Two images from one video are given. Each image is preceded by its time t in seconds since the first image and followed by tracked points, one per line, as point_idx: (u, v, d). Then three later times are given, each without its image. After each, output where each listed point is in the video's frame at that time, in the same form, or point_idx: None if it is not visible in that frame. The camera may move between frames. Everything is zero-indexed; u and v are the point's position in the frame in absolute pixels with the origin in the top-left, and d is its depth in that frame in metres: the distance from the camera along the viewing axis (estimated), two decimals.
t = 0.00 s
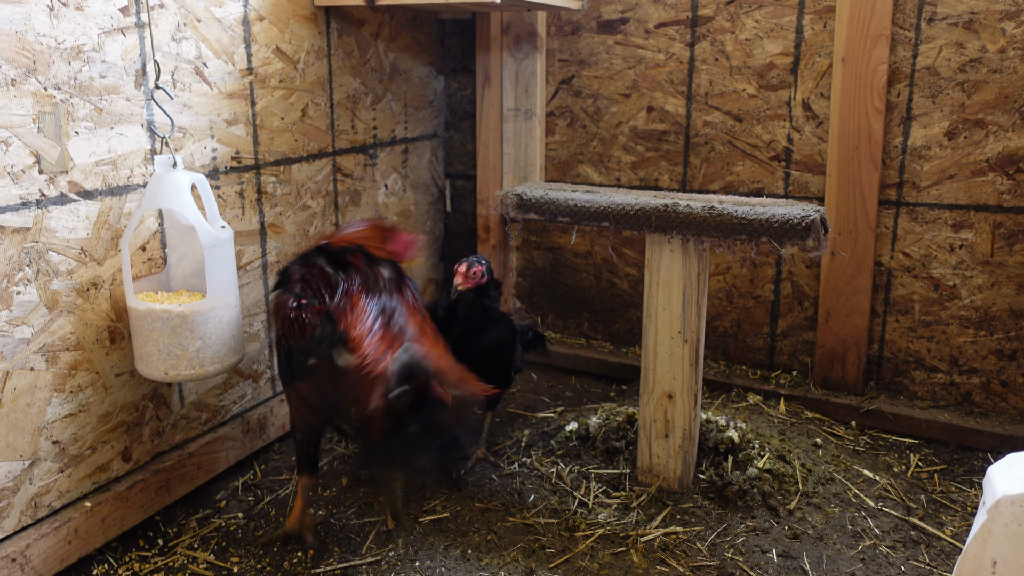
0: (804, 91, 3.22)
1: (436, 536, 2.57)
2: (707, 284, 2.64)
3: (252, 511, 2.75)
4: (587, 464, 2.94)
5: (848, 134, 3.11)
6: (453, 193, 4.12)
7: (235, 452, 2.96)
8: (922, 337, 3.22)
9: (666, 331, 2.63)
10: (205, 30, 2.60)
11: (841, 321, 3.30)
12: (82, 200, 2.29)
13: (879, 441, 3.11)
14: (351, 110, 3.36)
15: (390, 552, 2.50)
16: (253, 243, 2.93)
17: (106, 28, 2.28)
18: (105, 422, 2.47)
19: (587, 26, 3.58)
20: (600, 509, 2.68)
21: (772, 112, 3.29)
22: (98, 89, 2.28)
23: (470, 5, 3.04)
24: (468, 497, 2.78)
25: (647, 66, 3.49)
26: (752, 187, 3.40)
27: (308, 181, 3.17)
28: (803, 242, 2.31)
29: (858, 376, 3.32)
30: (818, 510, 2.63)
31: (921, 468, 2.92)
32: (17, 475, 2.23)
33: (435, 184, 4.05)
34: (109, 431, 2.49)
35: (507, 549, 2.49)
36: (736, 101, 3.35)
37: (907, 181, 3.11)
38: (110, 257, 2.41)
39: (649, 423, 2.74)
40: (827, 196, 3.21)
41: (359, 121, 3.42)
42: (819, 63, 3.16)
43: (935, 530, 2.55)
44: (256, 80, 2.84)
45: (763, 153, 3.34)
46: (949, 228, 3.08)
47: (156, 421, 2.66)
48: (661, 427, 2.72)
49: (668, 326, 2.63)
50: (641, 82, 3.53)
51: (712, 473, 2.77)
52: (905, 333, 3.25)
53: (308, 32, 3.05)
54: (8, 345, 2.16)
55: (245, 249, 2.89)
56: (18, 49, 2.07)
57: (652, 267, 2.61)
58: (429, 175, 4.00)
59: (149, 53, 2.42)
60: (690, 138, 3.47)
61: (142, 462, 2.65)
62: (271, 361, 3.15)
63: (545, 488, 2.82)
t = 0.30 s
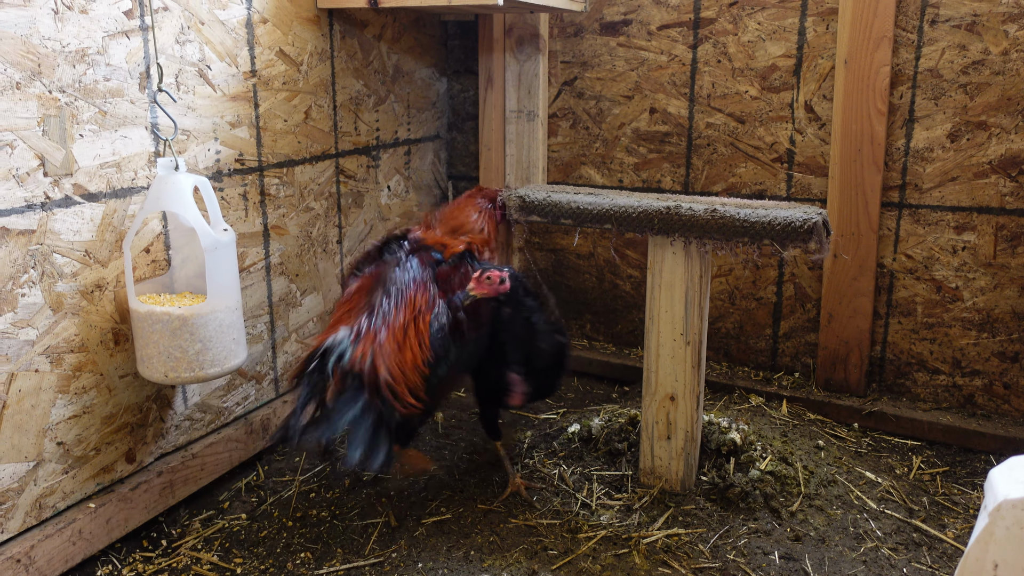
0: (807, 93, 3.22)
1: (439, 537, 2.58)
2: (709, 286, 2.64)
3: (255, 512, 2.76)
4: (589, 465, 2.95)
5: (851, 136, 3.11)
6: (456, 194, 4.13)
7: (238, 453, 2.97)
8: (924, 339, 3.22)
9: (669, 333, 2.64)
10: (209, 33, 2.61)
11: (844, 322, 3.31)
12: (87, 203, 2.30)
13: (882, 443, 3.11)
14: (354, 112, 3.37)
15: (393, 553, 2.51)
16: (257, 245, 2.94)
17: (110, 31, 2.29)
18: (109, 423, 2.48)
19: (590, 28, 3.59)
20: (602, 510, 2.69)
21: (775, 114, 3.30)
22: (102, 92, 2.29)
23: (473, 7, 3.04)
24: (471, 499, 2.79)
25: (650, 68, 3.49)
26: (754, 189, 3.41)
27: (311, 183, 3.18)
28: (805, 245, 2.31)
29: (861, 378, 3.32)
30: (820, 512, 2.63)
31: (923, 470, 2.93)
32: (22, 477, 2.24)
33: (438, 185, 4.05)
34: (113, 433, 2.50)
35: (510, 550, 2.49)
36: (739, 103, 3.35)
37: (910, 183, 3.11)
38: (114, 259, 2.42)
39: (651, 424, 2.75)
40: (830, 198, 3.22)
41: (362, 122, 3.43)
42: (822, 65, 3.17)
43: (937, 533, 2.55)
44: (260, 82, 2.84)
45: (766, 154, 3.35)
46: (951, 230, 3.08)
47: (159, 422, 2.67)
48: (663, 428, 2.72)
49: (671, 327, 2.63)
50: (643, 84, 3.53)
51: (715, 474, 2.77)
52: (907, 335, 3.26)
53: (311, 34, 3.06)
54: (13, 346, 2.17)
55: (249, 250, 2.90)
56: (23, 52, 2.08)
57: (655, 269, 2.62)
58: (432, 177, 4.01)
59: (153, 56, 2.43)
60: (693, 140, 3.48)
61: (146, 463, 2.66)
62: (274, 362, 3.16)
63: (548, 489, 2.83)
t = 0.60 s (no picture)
0: (807, 96, 3.23)
1: (441, 538, 2.59)
2: (710, 288, 2.65)
3: (258, 513, 2.78)
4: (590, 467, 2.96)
5: (851, 139, 3.12)
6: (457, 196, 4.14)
7: (241, 454, 2.99)
8: (924, 341, 3.23)
9: (669, 335, 2.65)
10: (212, 37, 2.62)
11: (844, 325, 3.31)
12: (91, 206, 2.32)
13: (882, 445, 3.12)
14: (356, 115, 3.38)
15: (395, 554, 2.52)
16: (259, 247, 2.95)
17: (114, 36, 2.31)
18: (113, 424, 2.49)
19: (591, 30, 3.60)
20: (603, 511, 2.70)
21: (775, 116, 3.31)
22: (107, 96, 2.31)
23: (475, 11, 3.05)
24: (473, 499, 2.80)
25: (651, 70, 3.51)
26: (755, 191, 3.42)
27: (314, 186, 3.19)
28: (805, 248, 2.31)
29: (861, 380, 3.33)
30: (820, 514, 2.65)
31: (924, 472, 2.93)
32: (27, 478, 2.26)
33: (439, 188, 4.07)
34: (117, 434, 2.52)
35: (511, 552, 2.50)
36: (740, 105, 3.36)
37: (911, 186, 3.11)
38: (117, 262, 2.43)
39: (652, 426, 2.76)
40: (830, 201, 3.22)
41: (364, 125, 3.45)
42: (823, 68, 3.17)
43: (937, 535, 2.56)
44: (263, 86, 2.86)
45: (767, 157, 3.36)
46: (952, 233, 3.09)
47: (163, 424, 2.69)
48: (664, 430, 2.73)
49: (671, 330, 2.64)
50: (645, 86, 3.54)
51: (715, 476, 2.79)
52: (907, 338, 3.26)
53: (313, 37, 3.07)
54: (18, 348, 2.18)
55: (251, 253, 2.92)
56: (28, 56, 2.09)
57: (656, 272, 2.63)
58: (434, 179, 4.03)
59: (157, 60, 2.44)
60: (694, 142, 3.49)
61: (150, 464, 2.67)
62: (277, 364, 3.17)
63: (550, 491, 2.84)
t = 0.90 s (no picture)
0: (809, 97, 3.23)
1: (442, 538, 2.60)
2: (711, 290, 2.65)
3: (260, 513, 2.79)
4: (591, 467, 2.97)
5: (853, 139, 3.12)
6: (459, 197, 4.15)
7: (244, 454, 3.00)
8: (926, 342, 3.23)
9: (670, 336, 2.66)
10: (215, 38, 2.63)
11: (846, 326, 3.32)
12: (94, 207, 2.33)
13: (883, 446, 3.12)
14: (358, 115, 3.39)
15: (397, 554, 2.53)
16: (262, 248, 2.96)
17: (118, 37, 2.32)
18: (116, 424, 2.50)
19: (593, 31, 3.60)
20: (605, 512, 2.71)
21: (777, 117, 3.31)
22: (110, 97, 2.32)
23: (478, 12, 3.06)
24: (475, 500, 2.81)
25: (653, 71, 3.51)
26: (757, 192, 3.42)
27: (316, 186, 3.20)
28: (806, 249, 2.32)
29: (863, 382, 3.33)
30: (821, 515, 2.65)
31: (925, 473, 2.94)
32: (31, 477, 2.27)
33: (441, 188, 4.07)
34: (120, 434, 2.53)
35: (513, 552, 2.51)
36: (741, 107, 3.37)
37: (912, 187, 3.12)
38: (120, 263, 2.44)
39: (653, 427, 2.76)
40: (832, 202, 3.23)
41: (366, 126, 3.45)
42: (824, 69, 3.18)
43: (938, 536, 2.56)
44: (265, 87, 2.87)
45: (768, 158, 3.36)
46: (953, 234, 3.09)
47: (166, 424, 2.70)
48: (665, 431, 2.74)
49: (673, 331, 2.65)
50: (646, 87, 3.54)
51: (716, 477, 2.79)
52: (909, 339, 3.27)
53: (316, 38, 3.08)
54: (22, 349, 2.19)
55: (254, 253, 2.93)
56: (33, 58, 2.10)
57: (657, 273, 2.64)
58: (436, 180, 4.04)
59: (160, 61, 2.45)
60: (696, 143, 3.49)
61: (153, 464, 2.68)
62: (279, 364, 3.18)
63: (552, 491, 2.85)
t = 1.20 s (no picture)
0: (812, 98, 3.23)
1: (446, 539, 2.61)
2: (715, 292, 2.66)
3: (265, 514, 2.80)
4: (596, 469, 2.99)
5: (857, 141, 3.13)
6: (463, 198, 4.16)
7: (248, 455, 3.01)
8: (929, 344, 3.24)
9: (674, 338, 2.66)
10: (220, 41, 2.64)
11: (849, 327, 3.32)
12: (100, 209, 2.34)
13: (887, 448, 3.13)
14: (362, 117, 3.40)
15: (401, 555, 2.54)
16: (266, 250, 2.97)
17: (124, 41, 2.33)
18: (121, 425, 2.51)
19: (597, 33, 3.61)
20: (609, 513, 2.72)
21: (780, 119, 3.31)
22: (116, 100, 2.33)
23: (481, 14, 3.07)
24: (479, 501, 2.82)
25: (656, 73, 3.52)
26: (760, 194, 3.42)
27: (320, 188, 3.21)
28: (809, 252, 2.33)
29: (866, 383, 3.34)
30: (825, 517, 2.65)
31: (928, 474, 2.94)
32: (38, 478, 2.29)
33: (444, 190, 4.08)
34: (126, 435, 2.54)
35: (517, 554, 2.51)
36: (745, 108, 3.37)
37: (916, 189, 3.12)
38: (126, 265, 2.46)
39: (656, 428, 2.77)
40: (835, 204, 3.23)
41: (371, 128, 3.46)
42: (828, 71, 3.18)
43: (941, 537, 2.56)
44: (270, 89, 2.88)
45: (772, 160, 3.36)
46: (956, 236, 3.09)
47: (171, 425, 2.71)
48: (669, 432, 2.74)
49: (676, 333, 2.65)
50: (650, 89, 3.55)
51: (720, 478, 2.80)
52: (912, 340, 3.27)
53: (320, 41, 3.09)
54: (29, 350, 2.21)
55: (259, 255, 2.94)
56: (39, 61, 2.12)
57: (660, 275, 2.65)
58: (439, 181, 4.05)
59: (166, 64, 2.46)
60: (699, 145, 3.49)
61: (158, 465, 2.70)
62: (283, 365, 3.19)
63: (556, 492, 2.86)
